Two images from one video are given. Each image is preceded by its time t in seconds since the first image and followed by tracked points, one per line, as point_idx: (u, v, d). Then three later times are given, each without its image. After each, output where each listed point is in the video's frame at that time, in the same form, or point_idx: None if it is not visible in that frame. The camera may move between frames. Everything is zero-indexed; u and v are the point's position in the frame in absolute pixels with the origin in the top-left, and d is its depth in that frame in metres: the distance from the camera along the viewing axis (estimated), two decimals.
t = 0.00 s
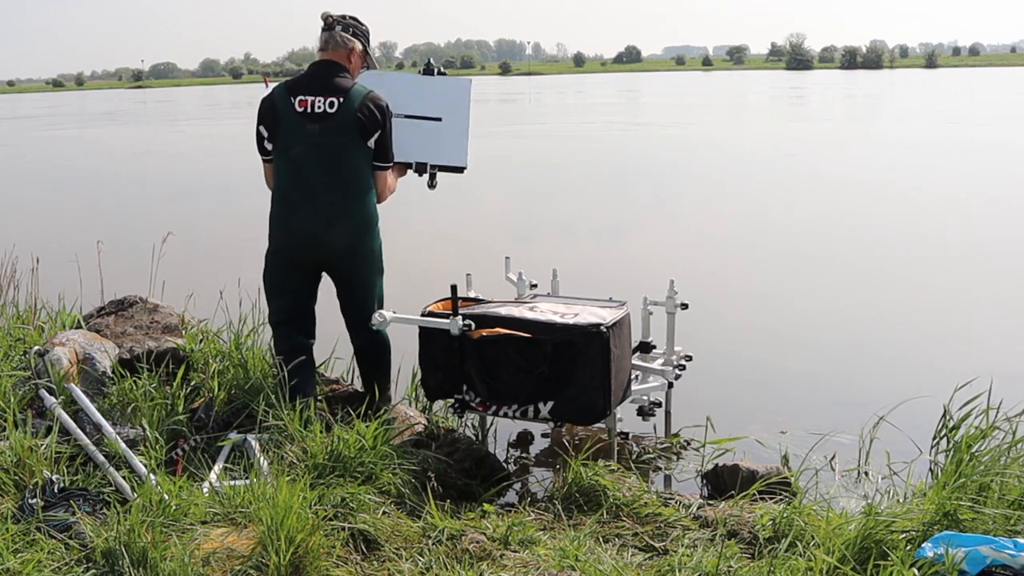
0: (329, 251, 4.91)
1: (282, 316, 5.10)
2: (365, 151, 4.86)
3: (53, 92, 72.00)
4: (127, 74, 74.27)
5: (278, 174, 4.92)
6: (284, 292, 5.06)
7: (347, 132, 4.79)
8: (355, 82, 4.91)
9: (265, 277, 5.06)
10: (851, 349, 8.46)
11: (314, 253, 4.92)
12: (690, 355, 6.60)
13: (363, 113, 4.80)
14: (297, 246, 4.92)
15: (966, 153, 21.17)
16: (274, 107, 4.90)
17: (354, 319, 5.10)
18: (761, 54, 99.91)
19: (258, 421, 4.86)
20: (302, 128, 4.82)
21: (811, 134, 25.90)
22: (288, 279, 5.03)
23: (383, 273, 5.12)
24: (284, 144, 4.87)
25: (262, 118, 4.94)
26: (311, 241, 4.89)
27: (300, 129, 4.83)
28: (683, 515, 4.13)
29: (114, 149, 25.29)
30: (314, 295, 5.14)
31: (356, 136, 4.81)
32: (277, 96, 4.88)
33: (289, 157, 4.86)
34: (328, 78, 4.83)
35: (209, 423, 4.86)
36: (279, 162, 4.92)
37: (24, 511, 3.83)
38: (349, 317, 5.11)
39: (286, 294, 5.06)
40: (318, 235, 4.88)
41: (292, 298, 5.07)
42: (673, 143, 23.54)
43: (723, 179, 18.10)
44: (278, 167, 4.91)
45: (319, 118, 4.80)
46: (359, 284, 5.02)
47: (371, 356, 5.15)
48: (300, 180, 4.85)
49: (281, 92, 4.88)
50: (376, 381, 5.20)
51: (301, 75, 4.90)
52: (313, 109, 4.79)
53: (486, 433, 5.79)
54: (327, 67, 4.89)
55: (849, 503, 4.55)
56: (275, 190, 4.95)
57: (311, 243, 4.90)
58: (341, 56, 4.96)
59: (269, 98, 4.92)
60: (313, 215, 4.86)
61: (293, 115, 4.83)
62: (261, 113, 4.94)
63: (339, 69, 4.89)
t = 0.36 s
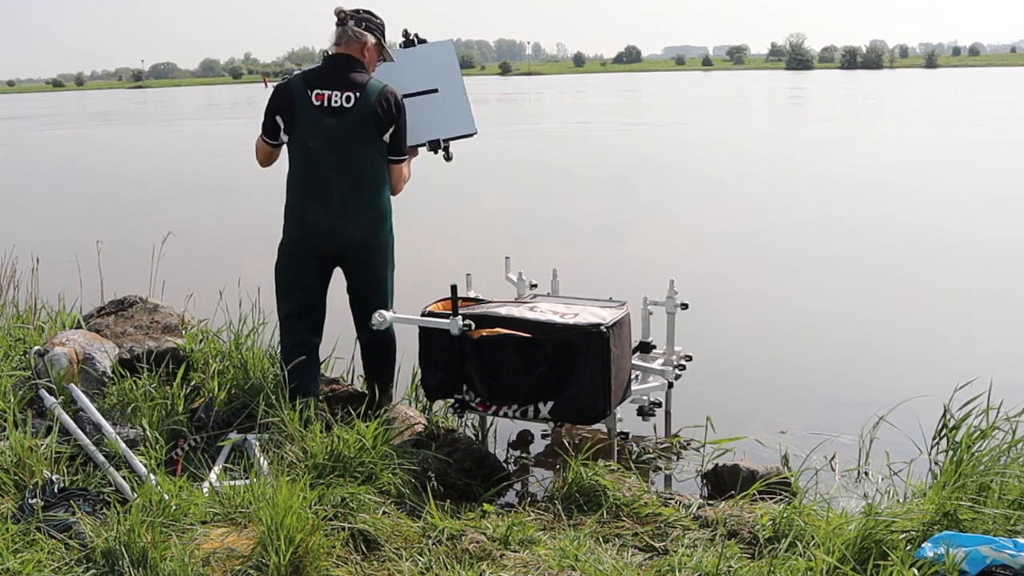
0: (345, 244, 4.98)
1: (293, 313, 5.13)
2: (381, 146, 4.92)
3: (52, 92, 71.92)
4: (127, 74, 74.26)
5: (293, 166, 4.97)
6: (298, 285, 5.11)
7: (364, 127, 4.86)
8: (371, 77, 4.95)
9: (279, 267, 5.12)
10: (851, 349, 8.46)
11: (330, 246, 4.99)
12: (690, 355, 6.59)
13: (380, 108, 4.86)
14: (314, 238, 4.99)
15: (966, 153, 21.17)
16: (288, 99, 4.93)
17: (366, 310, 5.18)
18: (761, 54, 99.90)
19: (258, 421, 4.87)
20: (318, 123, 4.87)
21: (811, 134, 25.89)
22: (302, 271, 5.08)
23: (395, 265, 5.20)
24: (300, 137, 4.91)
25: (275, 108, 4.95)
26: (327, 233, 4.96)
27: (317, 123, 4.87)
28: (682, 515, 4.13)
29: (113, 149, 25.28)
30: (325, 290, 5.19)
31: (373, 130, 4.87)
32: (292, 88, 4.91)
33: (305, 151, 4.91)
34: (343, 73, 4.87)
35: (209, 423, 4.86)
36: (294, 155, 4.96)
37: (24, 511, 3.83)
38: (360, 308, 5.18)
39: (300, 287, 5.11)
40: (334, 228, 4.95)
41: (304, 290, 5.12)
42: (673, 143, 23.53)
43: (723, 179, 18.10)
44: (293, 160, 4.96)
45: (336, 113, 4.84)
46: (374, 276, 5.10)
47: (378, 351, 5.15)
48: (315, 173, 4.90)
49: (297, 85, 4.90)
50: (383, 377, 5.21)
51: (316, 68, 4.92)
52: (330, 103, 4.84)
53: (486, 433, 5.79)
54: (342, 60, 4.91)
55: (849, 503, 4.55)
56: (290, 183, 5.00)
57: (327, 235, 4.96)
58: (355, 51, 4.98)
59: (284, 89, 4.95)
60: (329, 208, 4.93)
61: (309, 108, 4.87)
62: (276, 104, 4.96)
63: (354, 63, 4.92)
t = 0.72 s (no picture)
0: (353, 242, 4.99)
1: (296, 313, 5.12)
2: (393, 148, 4.97)
3: (52, 92, 71.81)
4: (127, 74, 74.25)
5: (304, 162, 4.98)
6: (302, 284, 5.10)
7: (377, 126, 4.89)
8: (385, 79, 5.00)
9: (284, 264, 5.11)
10: (852, 350, 8.45)
11: (338, 244, 4.99)
12: (690, 355, 6.59)
13: (394, 110, 4.92)
14: (321, 235, 4.99)
15: (966, 153, 21.17)
16: (302, 95, 4.95)
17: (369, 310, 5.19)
18: (761, 54, 99.88)
19: (258, 421, 4.87)
20: (332, 120, 4.89)
21: (811, 134, 25.88)
22: (309, 267, 5.07)
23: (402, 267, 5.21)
24: (312, 133, 4.93)
25: (287, 103, 4.97)
26: (336, 231, 4.96)
27: (330, 120, 4.90)
28: (682, 515, 4.13)
29: (113, 148, 25.27)
30: (329, 291, 5.17)
31: (387, 132, 4.91)
32: (306, 84, 4.94)
33: (317, 147, 4.93)
34: (360, 73, 4.91)
35: (209, 423, 4.86)
36: (305, 150, 4.98)
37: (24, 511, 3.83)
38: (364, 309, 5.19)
39: (304, 286, 5.10)
40: (343, 226, 4.95)
41: (307, 289, 5.10)
42: (674, 142, 23.51)
43: (723, 179, 18.09)
44: (304, 156, 4.97)
45: (350, 111, 4.88)
46: (380, 277, 5.10)
47: (380, 352, 5.15)
48: (327, 170, 4.92)
49: (312, 82, 4.93)
50: (386, 377, 5.20)
51: (332, 67, 4.96)
52: (345, 102, 4.88)
53: (486, 433, 5.78)
54: (357, 61, 4.96)
55: (849, 503, 4.55)
56: (300, 179, 5.00)
57: (336, 233, 4.97)
58: (370, 54, 5.02)
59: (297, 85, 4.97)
60: (338, 205, 4.94)
61: (324, 105, 4.90)
62: (288, 99, 4.97)
63: (369, 65, 4.96)
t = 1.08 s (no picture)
0: (354, 240, 4.98)
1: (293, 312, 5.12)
2: (396, 150, 5.00)
3: (53, 92, 71.49)
4: (127, 74, 74.26)
5: (308, 160, 4.98)
6: (301, 283, 5.11)
7: (383, 127, 4.92)
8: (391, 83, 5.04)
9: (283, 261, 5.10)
10: (852, 350, 8.46)
11: (338, 243, 4.99)
12: (690, 355, 6.59)
13: (400, 112, 4.95)
14: (321, 233, 4.98)
15: (966, 153, 21.18)
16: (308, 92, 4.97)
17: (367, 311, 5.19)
18: (761, 54, 99.91)
19: (257, 421, 4.88)
20: (338, 118, 4.92)
21: (811, 134, 25.89)
22: (309, 266, 5.07)
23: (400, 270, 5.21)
24: (317, 130, 4.95)
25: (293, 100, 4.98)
26: (337, 229, 4.96)
27: (336, 118, 4.92)
28: (683, 515, 4.12)
29: (113, 148, 25.28)
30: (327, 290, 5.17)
31: (391, 133, 4.94)
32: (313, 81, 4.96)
33: (321, 144, 4.94)
34: (367, 73, 4.95)
35: (209, 423, 4.87)
36: (309, 148, 4.99)
37: (24, 511, 3.83)
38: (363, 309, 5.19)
39: (303, 284, 5.11)
40: (345, 223, 4.95)
41: (306, 286, 5.11)
42: (674, 142, 23.52)
43: (723, 179, 18.09)
44: (308, 153, 4.98)
45: (356, 110, 4.91)
46: (379, 278, 5.10)
47: (379, 352, 5.15)
48: (330, 167, 4.92)
49: (320, 81, 4.96)
50: (386, 376, 5.20)
51: (340, 67, 5.00)
52: (352, 101, 4.91)
53: (486, 433, 5.78)
54: (365, 63, 5.00)
55: (850, 503, 4.55)
56: (302, 176, 5.00)
57: (336, 231, 4.96)
58: (378, 57, 5.06)
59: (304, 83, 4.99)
60: (340, 203, 4.94)
61: (330, 102, 4.92)
62: (294, 95, 4.99)
63: (376, 67, 5.00)
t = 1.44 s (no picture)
0: (356, 238, 4.99)
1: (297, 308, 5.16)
2: (403, 149, 4.96)
3: (53, 92, 71.53)
4: (127, 74, 74.26)
5: (315, 159, 5.02)
6: (307, 279, 5.14)
7: (388, 126, 4.91)
8: (402, 81, 5.02)
9: (289, 258, 5.16)
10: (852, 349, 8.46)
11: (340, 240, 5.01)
12: (690, 355, 6.59)
13: (406, 111, 4.91)
14: (324, 231, 5.01)
15: (966, 153, 21.18)
16: (319, 92, 5.02)
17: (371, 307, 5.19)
18: (761, 54, 99.91)
19: (257, 421, 4.90)
20: (345, 117, 4.94)
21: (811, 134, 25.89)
22: (313, 263, 5.10)
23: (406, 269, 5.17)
24: (325, 129, 4.99)
25: (304, 99, 5.04)
26: (339, 227, 4.97)
27: (342, 117, 4.94)
28: (682, 515, 4.13)
29: (112, 148, 25.27)
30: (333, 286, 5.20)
31: (396, 132, 4.92)
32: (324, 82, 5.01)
33: (327, 143, 4.97)
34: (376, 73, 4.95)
35: (209, 423, 4.87)
36: (317, 146, 5.02)
37: (24, 511, 3.83)
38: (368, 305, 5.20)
39: (309, 281, 5.14)
40: (347, 222, 4.96)
41: (310, 283, 5.14)
42: (674, 142, 23.52)
43: (723, 179, 18.09)
44: (316, 153, 5.02)
45: (362, 109, 4.92)
46: (382, 276, 5.10)
47: (380, 351, 5.17)
48: (335, 166, 4.95)
49: (329, 80, 5.00)
50: (386, 375, 5.21)
51: (351, 67, 5.03)
52: (359, 100, 4.92)
53: (486, 433, 5.79)
54: (374, 62, 5.01)
55: (849, 503, 4.55)
56: (309, 174, 5.05)
57: (338, 229, 4.98)
58: (390, 57, 5.07)
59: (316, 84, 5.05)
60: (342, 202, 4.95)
61: (338, 102, 4.95)
62: (305, 96, 5.05)
63: (386, 67, 5.00)
